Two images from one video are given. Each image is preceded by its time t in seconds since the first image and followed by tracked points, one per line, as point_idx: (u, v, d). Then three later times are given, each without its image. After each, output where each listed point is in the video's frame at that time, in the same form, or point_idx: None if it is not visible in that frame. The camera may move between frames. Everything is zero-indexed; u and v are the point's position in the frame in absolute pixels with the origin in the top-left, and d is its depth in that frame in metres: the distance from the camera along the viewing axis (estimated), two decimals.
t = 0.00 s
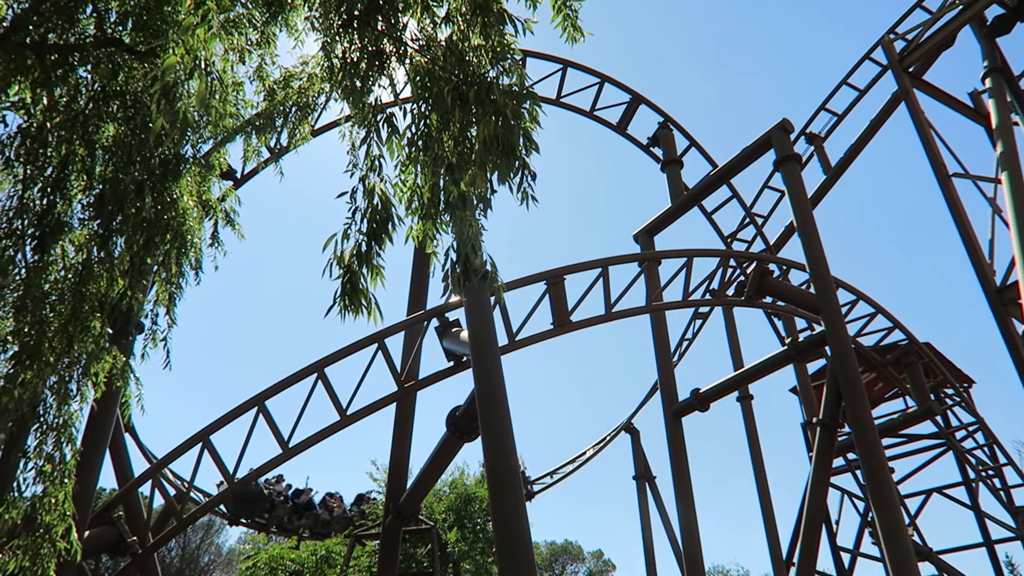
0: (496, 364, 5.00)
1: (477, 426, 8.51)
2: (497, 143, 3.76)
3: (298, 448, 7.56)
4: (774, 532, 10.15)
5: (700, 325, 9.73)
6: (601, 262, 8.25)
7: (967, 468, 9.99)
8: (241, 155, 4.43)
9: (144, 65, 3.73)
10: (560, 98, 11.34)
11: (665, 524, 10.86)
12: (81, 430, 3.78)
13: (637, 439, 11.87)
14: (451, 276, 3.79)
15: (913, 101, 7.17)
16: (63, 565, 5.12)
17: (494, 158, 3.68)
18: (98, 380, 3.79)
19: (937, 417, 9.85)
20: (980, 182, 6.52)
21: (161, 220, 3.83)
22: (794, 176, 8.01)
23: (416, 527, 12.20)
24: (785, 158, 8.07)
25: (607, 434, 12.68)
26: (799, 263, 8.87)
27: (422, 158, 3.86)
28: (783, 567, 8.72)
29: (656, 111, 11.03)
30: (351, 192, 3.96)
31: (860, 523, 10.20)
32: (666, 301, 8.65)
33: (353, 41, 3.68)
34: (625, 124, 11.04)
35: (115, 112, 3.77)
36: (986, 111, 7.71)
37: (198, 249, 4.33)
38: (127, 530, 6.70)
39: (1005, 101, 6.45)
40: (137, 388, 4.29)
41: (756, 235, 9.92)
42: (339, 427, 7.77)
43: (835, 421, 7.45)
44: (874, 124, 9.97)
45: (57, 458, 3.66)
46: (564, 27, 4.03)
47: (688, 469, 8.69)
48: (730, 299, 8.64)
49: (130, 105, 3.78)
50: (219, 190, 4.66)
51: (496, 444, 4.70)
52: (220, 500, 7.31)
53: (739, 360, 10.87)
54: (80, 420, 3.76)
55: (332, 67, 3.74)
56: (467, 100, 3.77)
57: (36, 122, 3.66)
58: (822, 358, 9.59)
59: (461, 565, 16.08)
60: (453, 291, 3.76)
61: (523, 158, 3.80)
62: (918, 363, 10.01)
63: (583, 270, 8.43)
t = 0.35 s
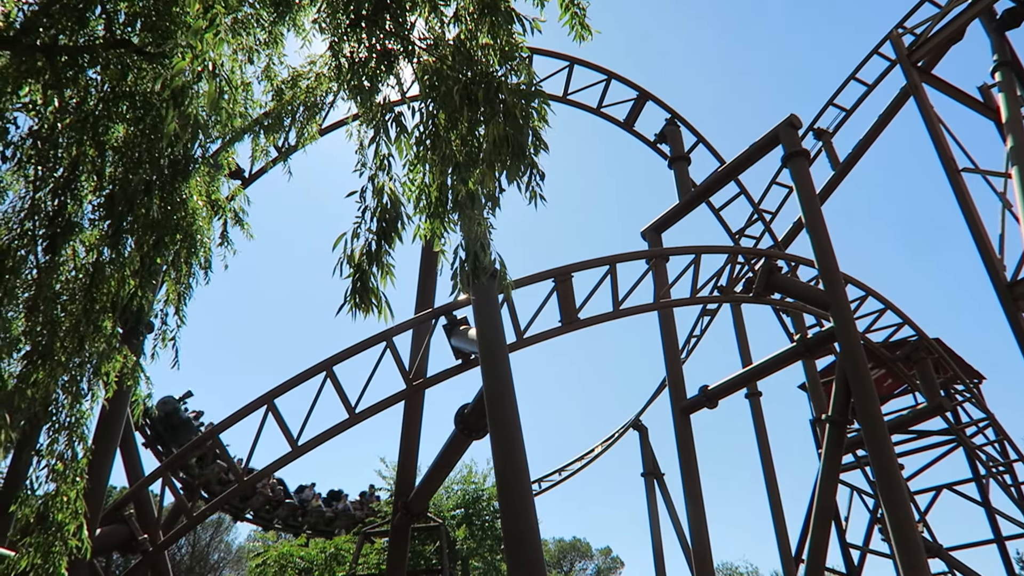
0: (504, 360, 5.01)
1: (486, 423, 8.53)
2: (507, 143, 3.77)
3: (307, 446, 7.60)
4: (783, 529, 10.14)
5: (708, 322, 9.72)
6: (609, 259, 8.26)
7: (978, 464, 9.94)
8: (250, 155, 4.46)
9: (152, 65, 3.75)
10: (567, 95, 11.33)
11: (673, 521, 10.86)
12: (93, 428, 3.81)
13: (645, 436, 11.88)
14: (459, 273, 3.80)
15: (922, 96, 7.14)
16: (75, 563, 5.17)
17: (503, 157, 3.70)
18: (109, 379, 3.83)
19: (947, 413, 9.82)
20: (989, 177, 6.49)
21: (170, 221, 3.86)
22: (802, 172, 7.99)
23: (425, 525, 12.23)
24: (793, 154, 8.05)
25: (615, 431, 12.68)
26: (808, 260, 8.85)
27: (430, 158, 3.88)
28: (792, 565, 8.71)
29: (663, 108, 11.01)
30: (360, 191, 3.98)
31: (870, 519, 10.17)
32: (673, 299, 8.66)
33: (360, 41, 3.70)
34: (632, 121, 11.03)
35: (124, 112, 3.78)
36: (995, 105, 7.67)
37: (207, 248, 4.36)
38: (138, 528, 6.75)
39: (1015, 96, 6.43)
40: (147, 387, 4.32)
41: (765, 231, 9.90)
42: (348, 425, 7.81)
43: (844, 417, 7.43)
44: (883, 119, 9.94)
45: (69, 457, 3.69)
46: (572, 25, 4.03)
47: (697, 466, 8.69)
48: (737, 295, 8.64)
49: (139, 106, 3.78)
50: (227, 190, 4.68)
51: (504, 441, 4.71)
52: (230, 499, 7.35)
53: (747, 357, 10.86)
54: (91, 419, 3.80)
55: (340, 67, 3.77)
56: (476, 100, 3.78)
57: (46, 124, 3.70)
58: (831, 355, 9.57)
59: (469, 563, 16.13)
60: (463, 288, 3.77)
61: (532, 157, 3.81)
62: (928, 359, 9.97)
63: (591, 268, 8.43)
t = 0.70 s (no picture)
0: (508, 358, 5.02)
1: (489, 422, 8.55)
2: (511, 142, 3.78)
3: (311, 444, 7.63)
4: (786, 528, 10.14)
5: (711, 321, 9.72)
6: (612, 258, 8.27)
7: (981, 463, 9.93)
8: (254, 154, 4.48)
9: (158, 64, 3.77)
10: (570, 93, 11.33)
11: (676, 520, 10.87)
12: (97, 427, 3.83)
13: (648, 435, 11.88)
14: (463, 271, 3.81)
15: (926, 94, 7.13)
16: (79, 562, 5.19)
17: (508, 157, 3.71)
18: (113, 378, 3.86)
19: (950, 412, 9.81)
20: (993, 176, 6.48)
21: (175, 220, 3.89)
22: (805, 170, 7.99)
23: (428, 523, 12.25)
24: (797, 153, 8.05)
25: (618, 430, 12.68)
26: (811, 258, 8.84)
27: (435, 157, 3.89)
28: (795, 564, 8.71)
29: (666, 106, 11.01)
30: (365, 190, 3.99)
31: (873, 518, 10.17)
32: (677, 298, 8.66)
33: (365, 40, 3.72)
34: (635, 120, 11.02)
35: (129, 111, 3.80)
36: (999, 104, 7.67)
37: (212, 248, 4.38)
38: (142, 525, 6.79)
39: (1019, 94, 6.43)
40: (152, 385, 4.34)
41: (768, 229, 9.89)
42: (352, 424, 7.83)
43: (848, 416, 7.43)
44: (887, 117, 9.92)
45: (74, 455, 3.72)
46: (577, 25, 4.04)
47: (700, 464, 8.70)
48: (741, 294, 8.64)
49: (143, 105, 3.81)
50: (232, 189, 4.70)
51: (508, 440, 4.72)
52: (234, 496, 7.38)
53: (751, 355, 10.85)
54: (96, 417, 3.82)
55: (344, 66, 3.78)
56: (480, 99, 3.79)
57: (52, 124, 3.71)
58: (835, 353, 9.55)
59: (472, 561, 16.16)
60: (467, 286, 3.78)
61: (535, 156, 3.82)
62: (931, 358, 9.96)
63: (594, 266, 8.44)
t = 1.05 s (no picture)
0: (507, 357, 5.02)
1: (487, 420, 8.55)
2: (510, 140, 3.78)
3: (309, 442, 7.63)
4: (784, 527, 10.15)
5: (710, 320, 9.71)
6: (611, 257, 8.26)
7: (979, 464, 9.95)
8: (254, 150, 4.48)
9: (159, 61, 3.76)
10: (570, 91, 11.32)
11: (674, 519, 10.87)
12: (97, 422, 3.83)
13: (646, 434, 11.88)
14: (463, 270, 3.81)
15: (927, 95, 7.13)
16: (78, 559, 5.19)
17: (508, 155, 3.72)
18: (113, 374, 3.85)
19: (948, 413, 9.82)
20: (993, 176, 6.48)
21: (176, 217, 3.94)
22: (806, 170, 7.99)
23: (426, 521, 12.25)
24: (797, 152, 8.05)
25: (617, 428, 12.69)
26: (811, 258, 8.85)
27: (436, 155, 3.89)
28: (793, 563, 8.73)
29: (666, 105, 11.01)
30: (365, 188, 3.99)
31: (871, 518, 10.18)
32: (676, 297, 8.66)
33: (367, 38, 3.73)
34: (636, 119, 11.02)
35: (129, 107, 3.80)
36: (999, 105, 7.67)
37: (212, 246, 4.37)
38: (140, 521, 6.79)
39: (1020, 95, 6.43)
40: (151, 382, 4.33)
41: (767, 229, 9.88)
42: (351, 421, 7.84)
43: (846, 416, 7.43)
44: (887, 118, 9.92)
45: (73, 450, 3.72)
46: (578, 24, 4.04)
47: (698, 464, 8.71)
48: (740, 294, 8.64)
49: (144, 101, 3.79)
50: (233, 187, 4.70)
51: (506, 439, 4.72)
52: (232, 493, 7.38)
53: (749, 355, 10.86)
54: (95, 413, 3.82)
55: (345, 63, 3.78)
56: (480, 96, 3.78)
57: (52, 119, 3.66)
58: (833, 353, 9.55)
59: (470, 559, 16.17)
60: (466, 283, 3.78)
61: (535, 154, 3.81)
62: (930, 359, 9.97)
63: (593, 265, 8.44)
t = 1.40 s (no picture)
0: (498, 357, 5.01)
1: (478, 418, 8.55)
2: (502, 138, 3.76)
3: (299, 439, 7.60)
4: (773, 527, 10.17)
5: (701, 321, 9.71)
6: (603, 256, 8.26)
7: (966, 465, 10.01)
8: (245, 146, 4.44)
9: (151, 56, 3.77)
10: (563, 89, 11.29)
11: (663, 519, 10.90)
12: (85, 417, 3.80)
13: (637, 433, 11.89)
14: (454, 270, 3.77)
15: (918, 98, 7.16)
16: (67, 554, 5.15)
17: (500, 153, 3.70)
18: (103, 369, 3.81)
19: (936, 414, 9.87)
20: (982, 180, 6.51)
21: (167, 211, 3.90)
22: (797, 172, 8.00)
23: (415, 519, 12.22)
24: (789, 154, 8.07)
25: (607, 427, 12.70)
26: (801, 260, 8.86)
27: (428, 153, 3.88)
28: (780, 563, 8.76)
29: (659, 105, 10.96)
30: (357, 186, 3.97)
31: (858, 519, 10.22)
32: (667, 297, 8.67)
33: (359, 35, 3.73)
34: (628, 118, 11.03)
35: (121, 102, 3.76)
36: (990, 109, 7.70)
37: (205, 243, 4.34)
38: (129, 518, 6.74)
39: (1010, 100, 6.46)
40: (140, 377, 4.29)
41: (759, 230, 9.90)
42: (341, 419, 7.82)
43: (835, 417, 7.44)
44: (879, 120, 9.96)
45: (62, 446, 3.69)
46: (571, 24, 4.02)
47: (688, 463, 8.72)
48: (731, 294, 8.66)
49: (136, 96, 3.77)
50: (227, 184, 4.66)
51: (496, 438, 4.71)
52: (221, 490, 7.35)
53: (740, 356, 10.89)
54: (84, 408, 3.78)
55: (337, 60, 3.82)
56: (472, 94, 3.76)
57: (42, 113, 3.69)
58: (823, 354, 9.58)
59: (459, 557, 16.16)
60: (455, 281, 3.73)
61: (527, 153, 3.79)
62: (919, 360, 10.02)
63: (585, 265, 8.44)
